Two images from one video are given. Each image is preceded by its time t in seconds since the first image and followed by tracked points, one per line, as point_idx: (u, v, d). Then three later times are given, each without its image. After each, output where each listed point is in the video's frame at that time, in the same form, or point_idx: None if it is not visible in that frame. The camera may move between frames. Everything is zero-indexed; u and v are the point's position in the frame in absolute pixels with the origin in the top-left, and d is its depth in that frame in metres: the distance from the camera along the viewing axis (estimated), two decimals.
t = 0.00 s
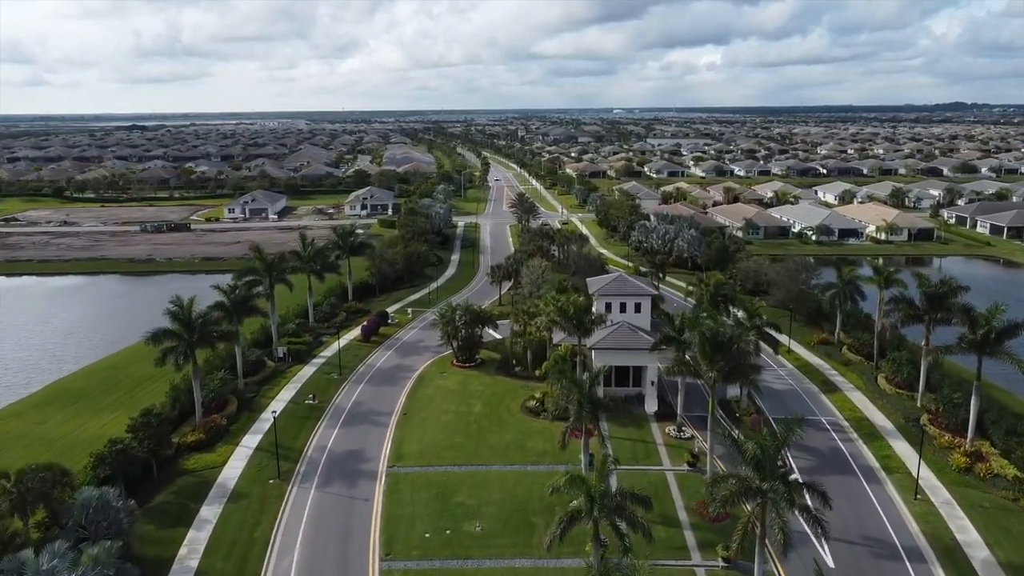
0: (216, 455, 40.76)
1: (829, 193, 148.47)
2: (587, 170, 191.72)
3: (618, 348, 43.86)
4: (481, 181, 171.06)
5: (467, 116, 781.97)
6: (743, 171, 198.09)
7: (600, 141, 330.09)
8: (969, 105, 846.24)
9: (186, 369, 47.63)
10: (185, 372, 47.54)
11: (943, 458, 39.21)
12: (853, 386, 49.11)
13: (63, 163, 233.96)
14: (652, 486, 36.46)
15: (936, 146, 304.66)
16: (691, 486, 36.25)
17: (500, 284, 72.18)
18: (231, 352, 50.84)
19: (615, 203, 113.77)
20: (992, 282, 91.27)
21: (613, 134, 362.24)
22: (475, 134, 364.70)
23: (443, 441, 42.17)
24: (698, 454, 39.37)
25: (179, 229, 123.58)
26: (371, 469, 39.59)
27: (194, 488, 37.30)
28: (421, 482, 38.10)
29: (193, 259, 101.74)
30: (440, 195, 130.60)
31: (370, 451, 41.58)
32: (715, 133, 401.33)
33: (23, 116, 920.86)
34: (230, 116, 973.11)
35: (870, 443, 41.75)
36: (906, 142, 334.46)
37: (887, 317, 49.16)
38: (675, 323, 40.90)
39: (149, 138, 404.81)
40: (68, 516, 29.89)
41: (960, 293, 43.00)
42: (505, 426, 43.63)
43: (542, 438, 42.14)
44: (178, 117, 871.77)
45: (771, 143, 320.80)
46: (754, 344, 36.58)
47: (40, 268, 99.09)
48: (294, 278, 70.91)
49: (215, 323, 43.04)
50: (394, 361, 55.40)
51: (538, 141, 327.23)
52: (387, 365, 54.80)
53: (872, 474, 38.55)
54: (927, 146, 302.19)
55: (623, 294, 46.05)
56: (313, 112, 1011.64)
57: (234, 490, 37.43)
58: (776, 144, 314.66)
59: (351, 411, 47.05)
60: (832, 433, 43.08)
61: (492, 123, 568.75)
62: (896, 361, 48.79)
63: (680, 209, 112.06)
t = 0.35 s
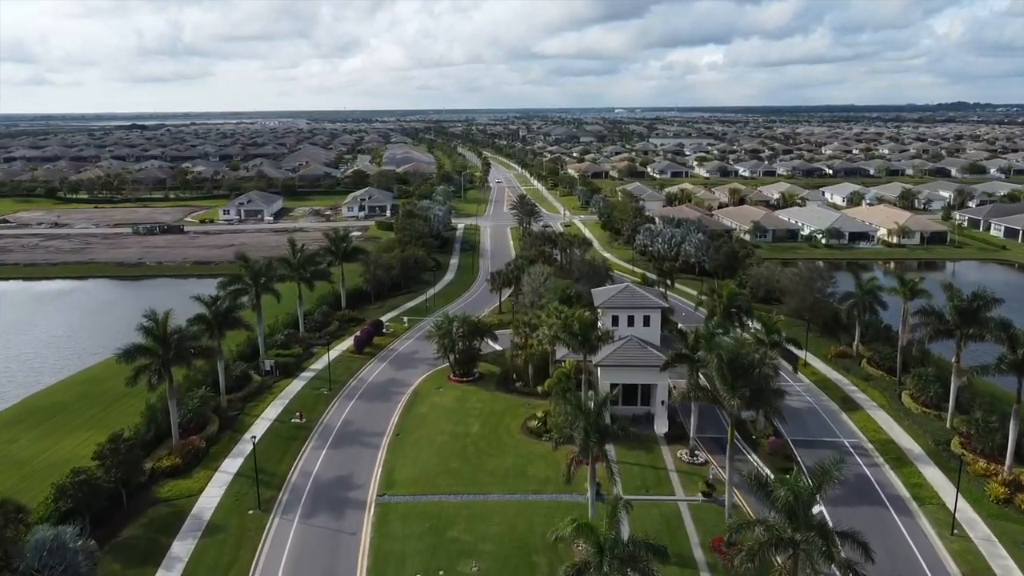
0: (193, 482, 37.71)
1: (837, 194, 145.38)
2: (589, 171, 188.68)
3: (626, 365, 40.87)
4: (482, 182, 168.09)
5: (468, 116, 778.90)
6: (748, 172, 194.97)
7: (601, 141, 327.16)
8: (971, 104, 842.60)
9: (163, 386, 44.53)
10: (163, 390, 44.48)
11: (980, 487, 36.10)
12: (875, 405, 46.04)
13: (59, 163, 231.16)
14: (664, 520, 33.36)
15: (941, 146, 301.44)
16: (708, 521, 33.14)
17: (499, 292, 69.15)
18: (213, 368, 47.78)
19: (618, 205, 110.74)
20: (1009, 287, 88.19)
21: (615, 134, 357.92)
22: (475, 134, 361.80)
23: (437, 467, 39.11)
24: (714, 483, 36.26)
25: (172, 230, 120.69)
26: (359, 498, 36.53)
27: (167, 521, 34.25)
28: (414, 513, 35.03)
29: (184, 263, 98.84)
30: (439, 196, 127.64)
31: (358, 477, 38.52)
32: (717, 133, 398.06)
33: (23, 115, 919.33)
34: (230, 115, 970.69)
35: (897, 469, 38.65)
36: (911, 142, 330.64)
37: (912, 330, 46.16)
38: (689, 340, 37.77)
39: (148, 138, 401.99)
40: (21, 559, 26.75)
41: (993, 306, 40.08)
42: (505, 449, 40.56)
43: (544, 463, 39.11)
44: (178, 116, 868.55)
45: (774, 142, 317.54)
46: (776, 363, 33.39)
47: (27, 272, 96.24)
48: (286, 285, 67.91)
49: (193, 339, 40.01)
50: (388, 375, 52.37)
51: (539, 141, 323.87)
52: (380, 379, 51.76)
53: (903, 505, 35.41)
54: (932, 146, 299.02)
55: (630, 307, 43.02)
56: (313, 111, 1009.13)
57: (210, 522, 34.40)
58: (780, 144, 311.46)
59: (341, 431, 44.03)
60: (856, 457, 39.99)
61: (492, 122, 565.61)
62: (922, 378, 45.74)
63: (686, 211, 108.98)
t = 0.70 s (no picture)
0: (160, 519, 34.18)
1: (846, 196, 141.84)
2: (592, 171, 185.28)
3: (636, 388, 37.45)
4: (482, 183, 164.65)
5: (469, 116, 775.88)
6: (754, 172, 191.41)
7: (604, 140, 323.80)
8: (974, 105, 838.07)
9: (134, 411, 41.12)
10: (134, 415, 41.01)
11: None
12: (903, 428, 42.61)
13: (54, 163, 227.81)
14: (682, 566, 29.91)
15: (948, 147, 297.26)
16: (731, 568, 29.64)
17: (498, 301, 65.77)
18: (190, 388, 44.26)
19: (622, 207, 107.33)
20: None
21: (617, 134, 354.27)
22: (476, 133, 358.49)
23: (429, 501, 35.59)
24: (735, 522, 32.76)
25: (163, 233, 117.32)
26: (342, 538, 33.02)
27: (127, 567, 30.73)
28: (402, 557, 31.49)
29: (174, 268, 95.53)
30: (438, 197, 124.22)
31: (342, 513, 35.01)
32: (721, 133, 393.92)
33: (23, 113, 916.70)
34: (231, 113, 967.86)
35: (935, 505, 35.04)
36: (917, 143, 326.95)
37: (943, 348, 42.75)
38: (706, 363, 34.21)
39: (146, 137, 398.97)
40: None
41: None
42: (503, 481, 37.11)
43: (547, 499, 35.54)
44: (178, 115, 866.13)
45: (779, 142, 313.78)
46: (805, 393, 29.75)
47: (11, 277, 92.92)
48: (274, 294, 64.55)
49: (163, 359, 36.37)
50: (379, 393, 48.88)
51: (540, 141, 320.34)
52: (370, 397, 48.32)
53: (946, 549, 31.79)
54: (939, 146, 295.03)
55: (641, 324, 39.51)
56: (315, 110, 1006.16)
57: (176, 568, 30.87)
58: (784, 144, 307.55)
59: (326, 457, 40.57)
60: (888, 490, 36.45)
61: (493, 122, 562.15)
62: (956, 400, 42.26)
63: (692, 214, 105.52)
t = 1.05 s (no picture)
0: (123, 558, 31.08)
1: (854, 198, 138.63)
2: (595, 172, 182.20)
3: (647, 413, 34.48)
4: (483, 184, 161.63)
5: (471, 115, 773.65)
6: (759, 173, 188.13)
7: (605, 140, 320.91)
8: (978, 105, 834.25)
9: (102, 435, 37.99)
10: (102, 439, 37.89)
11: None
12: (933, 454, 39.53)
13: (49, 164, 225.04)
14: None
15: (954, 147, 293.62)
16: None
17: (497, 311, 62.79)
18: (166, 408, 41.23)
19: (626, 210, 104.29)
20: None
21: (619, 134, 351.38)
22: (476, 133, 355.61)
23: (420, 538, 32.52)
24: (758, 564, 29.65)
25: (155, 236, 114.34)
26: None
27: None
28: None
29: (164, 272, 92.55)
30: (436, 198, 121.16)
31: (325, 551, 31.92)
32: (725, 132, 390.77)
33: (24, 112, 916.36)
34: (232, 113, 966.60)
35: (974, 544, 31.87)
36: (923, 143, 323.22)
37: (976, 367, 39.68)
38: (724, 389, 31.15)
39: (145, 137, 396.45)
40: None
41: None
42: (502, 515, 33.99)
43: (550, 538, 32.35)
44: (179, 115, 865.03)
45: (783, 142, 310.34)
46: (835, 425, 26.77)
47: None
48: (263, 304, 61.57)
49: (130, 382, 33.28)
50: (369, 412, 45.83)
51: (542, 141, 316.95)
52: (360, 417, 45.28)
53: None
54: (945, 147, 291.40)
55: (650, 343, 36.42)
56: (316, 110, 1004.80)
57: None
58: (788, 144, 304.22)
59: (310, 486, 37.50)
60: (922, 525, 33.33)
61: (495, 122, 559.23)
62: (990, 423, 39.16)
63: (698, 217, 102.43)
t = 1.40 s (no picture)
0: None
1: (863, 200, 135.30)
2: (597, 173, 178.88)
3: (661, 445, 31.25)
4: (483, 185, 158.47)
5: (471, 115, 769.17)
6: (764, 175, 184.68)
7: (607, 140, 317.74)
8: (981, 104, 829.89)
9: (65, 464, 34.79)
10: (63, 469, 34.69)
11: None
12: (969, 484, 36.24)
13: (43, 164, 221.96)
14: None
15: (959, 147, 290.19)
16: None
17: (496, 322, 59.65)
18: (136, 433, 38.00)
19: (630, 212, 101.08)
20: None
21: (621, 134, 348.19)
22: (477, 133, 352.55)
23: None
24: None
25: (145, 239, 111.15)
26: None
27: None
28: None
29: (152, 278, 89.39)
30: (434, 201, 117.94)
31: None
32: (727, 132, 386.97)
33: (23, 112, 913.67)
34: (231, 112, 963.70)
35: None
36: (927, 143, 319.53)
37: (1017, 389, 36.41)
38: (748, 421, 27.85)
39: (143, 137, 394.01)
40: None
41: None
42: (500, 557, 30.73)
43: None
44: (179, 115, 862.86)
45: (786, 142, 307.01)
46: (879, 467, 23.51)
47: None
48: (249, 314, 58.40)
49: (88, 411, 30.05)
50: (358, 433, 42.60)
51: (542, 141, 313.42)
52: (348, 439, 42.06)
53: None
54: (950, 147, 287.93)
55: (663, 363, 33.24)
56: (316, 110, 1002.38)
57: None
58: (791, 144, 300.92)
59: (290, 520, 34.24)
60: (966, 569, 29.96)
61: (495, 122, 556.12)
62: None
63: (704, 221, 99.11)
